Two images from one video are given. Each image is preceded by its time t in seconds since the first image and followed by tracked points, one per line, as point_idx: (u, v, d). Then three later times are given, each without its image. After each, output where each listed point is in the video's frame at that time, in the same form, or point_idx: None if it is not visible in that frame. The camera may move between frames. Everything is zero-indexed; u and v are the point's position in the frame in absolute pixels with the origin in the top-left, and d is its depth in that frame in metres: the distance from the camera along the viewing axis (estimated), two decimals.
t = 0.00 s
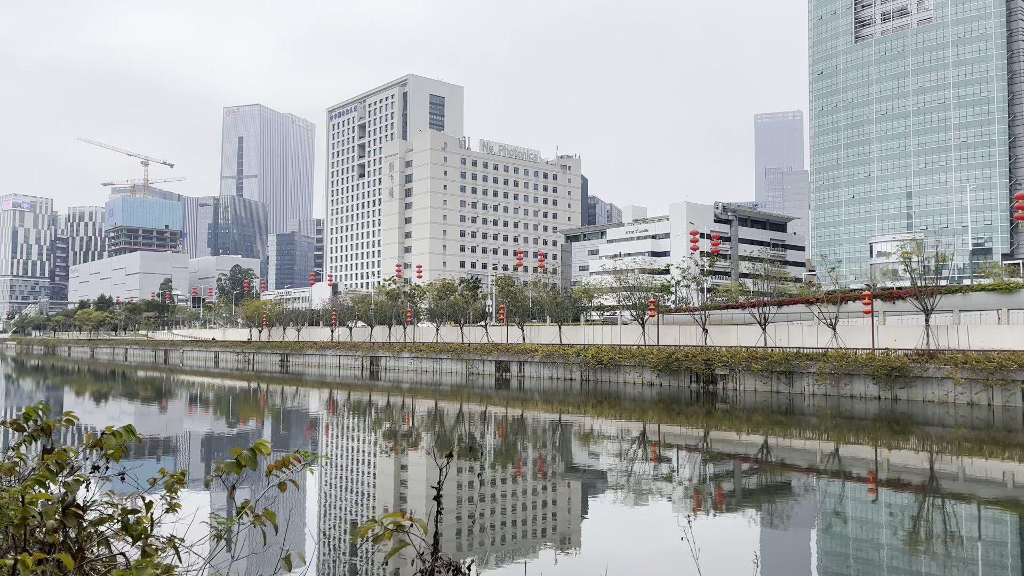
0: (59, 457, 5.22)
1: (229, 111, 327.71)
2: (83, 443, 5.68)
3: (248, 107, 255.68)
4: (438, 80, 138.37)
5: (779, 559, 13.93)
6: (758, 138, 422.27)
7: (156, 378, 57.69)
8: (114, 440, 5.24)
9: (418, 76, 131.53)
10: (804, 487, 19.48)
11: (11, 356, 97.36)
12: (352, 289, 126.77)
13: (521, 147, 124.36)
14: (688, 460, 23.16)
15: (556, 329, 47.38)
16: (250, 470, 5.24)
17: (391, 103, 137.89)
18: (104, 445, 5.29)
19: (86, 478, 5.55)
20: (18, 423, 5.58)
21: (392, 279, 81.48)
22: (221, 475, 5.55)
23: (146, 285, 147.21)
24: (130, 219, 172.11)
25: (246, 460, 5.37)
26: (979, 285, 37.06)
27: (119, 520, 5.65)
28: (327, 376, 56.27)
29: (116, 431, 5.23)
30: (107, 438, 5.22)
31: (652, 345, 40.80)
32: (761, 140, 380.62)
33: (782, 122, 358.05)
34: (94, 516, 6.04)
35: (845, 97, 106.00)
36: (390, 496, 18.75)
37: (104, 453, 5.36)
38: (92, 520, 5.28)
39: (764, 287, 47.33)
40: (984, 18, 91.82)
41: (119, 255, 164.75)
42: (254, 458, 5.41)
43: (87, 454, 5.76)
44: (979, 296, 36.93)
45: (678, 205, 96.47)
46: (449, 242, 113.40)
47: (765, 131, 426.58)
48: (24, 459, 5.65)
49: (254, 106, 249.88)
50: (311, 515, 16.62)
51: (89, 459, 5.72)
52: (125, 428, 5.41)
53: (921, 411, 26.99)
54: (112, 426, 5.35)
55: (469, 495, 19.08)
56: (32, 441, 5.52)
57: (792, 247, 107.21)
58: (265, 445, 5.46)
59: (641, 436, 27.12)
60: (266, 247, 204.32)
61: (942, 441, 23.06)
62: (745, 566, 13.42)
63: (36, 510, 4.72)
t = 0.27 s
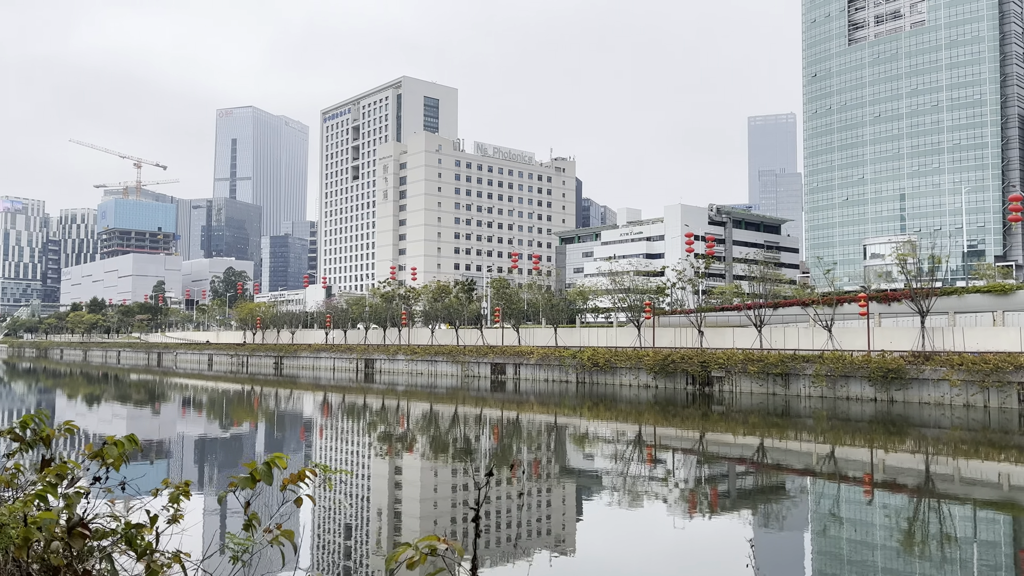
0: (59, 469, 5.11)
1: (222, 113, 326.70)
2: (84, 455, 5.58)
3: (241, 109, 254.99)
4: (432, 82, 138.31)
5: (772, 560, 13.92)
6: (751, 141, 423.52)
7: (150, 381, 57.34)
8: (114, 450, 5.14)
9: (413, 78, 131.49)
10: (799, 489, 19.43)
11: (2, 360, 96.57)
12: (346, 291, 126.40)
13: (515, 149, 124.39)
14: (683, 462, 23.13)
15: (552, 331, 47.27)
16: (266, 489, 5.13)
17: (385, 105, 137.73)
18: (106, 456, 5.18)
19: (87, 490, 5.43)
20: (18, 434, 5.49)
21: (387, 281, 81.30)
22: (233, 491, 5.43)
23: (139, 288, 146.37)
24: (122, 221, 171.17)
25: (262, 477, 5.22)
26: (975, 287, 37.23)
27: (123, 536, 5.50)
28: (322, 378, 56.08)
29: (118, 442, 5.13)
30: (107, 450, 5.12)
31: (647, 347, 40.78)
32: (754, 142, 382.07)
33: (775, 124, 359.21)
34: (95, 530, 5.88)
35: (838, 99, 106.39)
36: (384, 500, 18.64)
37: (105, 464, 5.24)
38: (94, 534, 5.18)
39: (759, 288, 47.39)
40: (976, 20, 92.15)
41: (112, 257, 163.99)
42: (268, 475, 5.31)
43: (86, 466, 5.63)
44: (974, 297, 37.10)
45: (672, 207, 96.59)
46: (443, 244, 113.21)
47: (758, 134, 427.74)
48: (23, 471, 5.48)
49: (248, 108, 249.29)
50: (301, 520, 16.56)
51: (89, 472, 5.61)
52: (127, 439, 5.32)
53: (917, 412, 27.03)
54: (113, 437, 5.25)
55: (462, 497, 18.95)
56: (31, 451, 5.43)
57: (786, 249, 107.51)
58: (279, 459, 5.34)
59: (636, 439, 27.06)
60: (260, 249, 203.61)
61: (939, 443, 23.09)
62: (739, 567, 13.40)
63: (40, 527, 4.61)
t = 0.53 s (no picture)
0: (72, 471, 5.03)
1: (218, 114, 326.11)
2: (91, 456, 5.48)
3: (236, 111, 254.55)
4: (428, 83, 138.32)
5: (767, 561, 13.93)
6: (747, 143, 424.55)
7: (144, 383, 57.07)
8: (126, 451, 5.08)
9: (409, 79, 131.56)
10: (797, 491, 19.43)
11: None
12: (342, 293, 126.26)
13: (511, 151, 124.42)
14: (681, 464, 23.12)
15: (548, 333, 47.24)
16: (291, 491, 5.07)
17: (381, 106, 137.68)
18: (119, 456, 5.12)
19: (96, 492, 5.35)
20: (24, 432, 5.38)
21: (383, 283, 81.21)
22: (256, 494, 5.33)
23: (134, 289, 145.99)
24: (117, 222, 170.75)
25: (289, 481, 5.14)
26: (972, 289, 37.29)
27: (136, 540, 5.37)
28: (318, 380, 55.87)
29: (131, 442, 5.07)
30: (120, 451, 5.06)
31: (645, 348, 40.76)
32: (749, 145, 382.84)
33: (771, 127, 359.90)
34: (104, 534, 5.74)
35: (834, 101, 106.70)
36: (380, 501, 18.62)
37: (116, 465, 5.17)
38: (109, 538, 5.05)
39: (756, 290, 47.41)
40: (972, 23, 92.60)
41: (107, 258, 163.41)
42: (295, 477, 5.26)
43: (94, 468, 5.54)
44: (971, 300, 37.17)
45: (668, 209, 96.70)
46: (440, 245, 113.15)
47: (754, 136, 428.89)
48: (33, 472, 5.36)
49: (243, 110, 248.89)
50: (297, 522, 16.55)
51: (97, 474, 5.50)
52: (137, 439, 5.25)
53: (915, 414, 27.06)
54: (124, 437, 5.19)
55: (459, 499, 18.93)
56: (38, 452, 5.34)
57: (782, 251, 107.75)
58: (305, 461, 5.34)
59: (634, 440, 27.03)
60: (255, 251, 203.23)
61: (937, 445, 23.10)
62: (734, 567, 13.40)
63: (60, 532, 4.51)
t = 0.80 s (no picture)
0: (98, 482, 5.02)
1: (219, 115, 326.30)
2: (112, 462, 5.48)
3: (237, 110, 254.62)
4: (429, 83, 138.24)
5: (765, 561, 13.93)
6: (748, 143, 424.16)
7: (145, 383, 56.97)
8: (148, 458, 5.11)
9: (411, 79, 131.54)
10: (800, 492, 19.35)
11: None
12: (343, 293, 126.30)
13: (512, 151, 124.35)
14: (684, 464, 23.05)
15: (551, 334, 47.22)
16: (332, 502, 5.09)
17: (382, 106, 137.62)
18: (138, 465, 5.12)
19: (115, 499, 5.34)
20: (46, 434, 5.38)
21: (384, 283, 81.21)
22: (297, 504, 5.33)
23: (135, 289, 146.04)
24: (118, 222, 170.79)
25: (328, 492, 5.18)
26: (976, 290, 37.23)
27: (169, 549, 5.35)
28: (320, 380, 55.76)
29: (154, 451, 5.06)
30: (143, 458, 5.07)
31: (648, 349, 40.71)
32: (751, 145, 382.65)
33: (773, 127, 358.32)
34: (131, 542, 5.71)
35: (836, 101, 106.55)
36: (381, 501, 18.60)
37: (136, 473, 5.22)
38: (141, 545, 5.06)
39: (758, 290, 47.36)
40: (973, 23, 92.55)
41: (108, 258, 163.51)
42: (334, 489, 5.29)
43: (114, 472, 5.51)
44: (975, 300, 37.11)
45: (670, 209, 96.56)
46: (440, 245, 113.09)
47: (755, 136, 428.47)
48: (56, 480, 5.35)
49: (244, 110, 248.87)
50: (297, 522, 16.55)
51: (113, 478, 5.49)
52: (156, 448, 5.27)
53: (919, 415, 26.98)
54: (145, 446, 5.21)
55: (460, 499, 18.89)
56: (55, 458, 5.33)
57: (783, 251, 107.69)
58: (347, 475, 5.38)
59: (636, 441, 26.95)
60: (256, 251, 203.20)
61: (941, 446, 23.02)
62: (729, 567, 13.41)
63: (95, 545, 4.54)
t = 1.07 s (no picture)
0: (120, 487, 4.94)
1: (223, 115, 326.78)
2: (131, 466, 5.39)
3: (241, 111, 254.99)
4: (433, 84, 138.25)
5: (770, 563, 13.87)
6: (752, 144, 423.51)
7: (150, 383, 57.01)
8: (167, 460, 5.04)
9: (415, 80, 131.58)
10: (806, 494, 19.26)
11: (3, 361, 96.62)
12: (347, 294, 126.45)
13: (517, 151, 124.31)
14: (689, 466, 22.95)
15: (556, 334, 47.16)
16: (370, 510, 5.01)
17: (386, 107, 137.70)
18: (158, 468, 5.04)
19: (137, 503, 5.27)
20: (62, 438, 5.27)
21: (389, 284, 81.24)
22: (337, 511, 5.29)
23: (139, 289, 146.36)
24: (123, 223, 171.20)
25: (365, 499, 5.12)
26: (984, 290, 37.06)
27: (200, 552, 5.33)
28: (324, 381, 55.73)
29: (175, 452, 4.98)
30: (164, 460, 4.99)
31: (653, 350, 40.61)
32: (755, 146, 382.08)
33: (777, 128, 357.61)
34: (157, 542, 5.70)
35: (841, 102, 106.27)
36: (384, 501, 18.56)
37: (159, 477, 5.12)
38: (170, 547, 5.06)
39: (762, 291, 47.24)
40: (980, 24, 92.26)
41: (112, 259, 163.87)
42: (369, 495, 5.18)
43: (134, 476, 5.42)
44: (983, 301, 36.93)
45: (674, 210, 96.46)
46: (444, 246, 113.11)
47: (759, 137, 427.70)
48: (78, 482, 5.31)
49: (249, 111, 249.28)
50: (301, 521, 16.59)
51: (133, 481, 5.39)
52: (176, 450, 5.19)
53: (928, 417, 26.83)
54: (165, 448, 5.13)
55: (463, 500, 18.84)
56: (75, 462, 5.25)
57: (788, 252, 107.44)
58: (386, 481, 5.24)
59: (642, 442, 26.86)
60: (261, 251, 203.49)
61: (950, 448, 22.89)
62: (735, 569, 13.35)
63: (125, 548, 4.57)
